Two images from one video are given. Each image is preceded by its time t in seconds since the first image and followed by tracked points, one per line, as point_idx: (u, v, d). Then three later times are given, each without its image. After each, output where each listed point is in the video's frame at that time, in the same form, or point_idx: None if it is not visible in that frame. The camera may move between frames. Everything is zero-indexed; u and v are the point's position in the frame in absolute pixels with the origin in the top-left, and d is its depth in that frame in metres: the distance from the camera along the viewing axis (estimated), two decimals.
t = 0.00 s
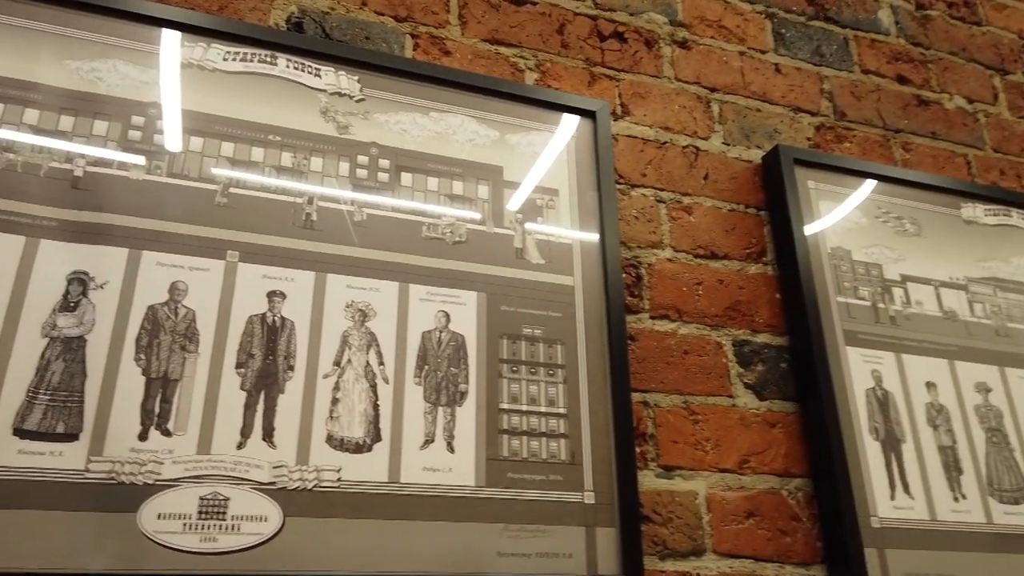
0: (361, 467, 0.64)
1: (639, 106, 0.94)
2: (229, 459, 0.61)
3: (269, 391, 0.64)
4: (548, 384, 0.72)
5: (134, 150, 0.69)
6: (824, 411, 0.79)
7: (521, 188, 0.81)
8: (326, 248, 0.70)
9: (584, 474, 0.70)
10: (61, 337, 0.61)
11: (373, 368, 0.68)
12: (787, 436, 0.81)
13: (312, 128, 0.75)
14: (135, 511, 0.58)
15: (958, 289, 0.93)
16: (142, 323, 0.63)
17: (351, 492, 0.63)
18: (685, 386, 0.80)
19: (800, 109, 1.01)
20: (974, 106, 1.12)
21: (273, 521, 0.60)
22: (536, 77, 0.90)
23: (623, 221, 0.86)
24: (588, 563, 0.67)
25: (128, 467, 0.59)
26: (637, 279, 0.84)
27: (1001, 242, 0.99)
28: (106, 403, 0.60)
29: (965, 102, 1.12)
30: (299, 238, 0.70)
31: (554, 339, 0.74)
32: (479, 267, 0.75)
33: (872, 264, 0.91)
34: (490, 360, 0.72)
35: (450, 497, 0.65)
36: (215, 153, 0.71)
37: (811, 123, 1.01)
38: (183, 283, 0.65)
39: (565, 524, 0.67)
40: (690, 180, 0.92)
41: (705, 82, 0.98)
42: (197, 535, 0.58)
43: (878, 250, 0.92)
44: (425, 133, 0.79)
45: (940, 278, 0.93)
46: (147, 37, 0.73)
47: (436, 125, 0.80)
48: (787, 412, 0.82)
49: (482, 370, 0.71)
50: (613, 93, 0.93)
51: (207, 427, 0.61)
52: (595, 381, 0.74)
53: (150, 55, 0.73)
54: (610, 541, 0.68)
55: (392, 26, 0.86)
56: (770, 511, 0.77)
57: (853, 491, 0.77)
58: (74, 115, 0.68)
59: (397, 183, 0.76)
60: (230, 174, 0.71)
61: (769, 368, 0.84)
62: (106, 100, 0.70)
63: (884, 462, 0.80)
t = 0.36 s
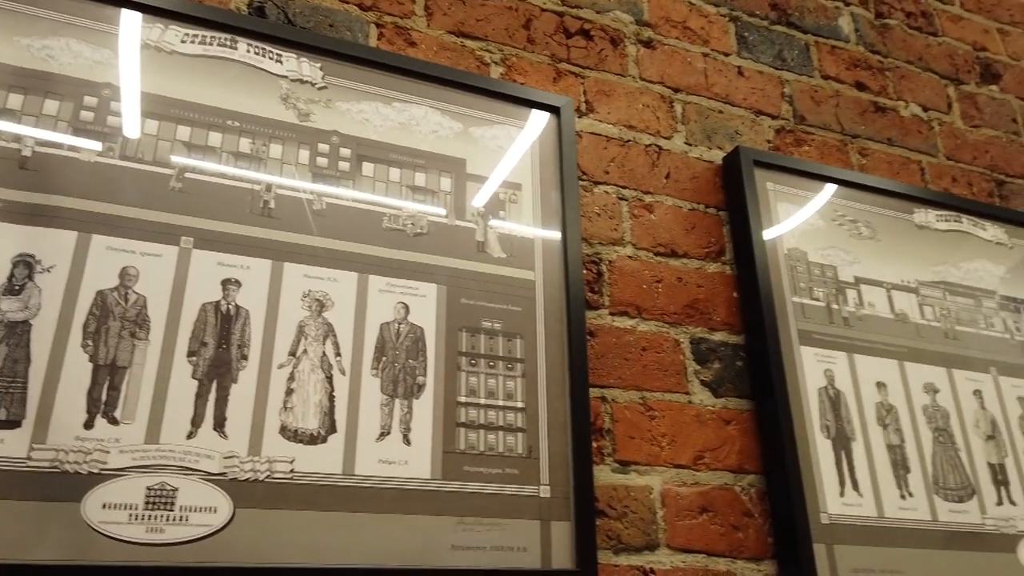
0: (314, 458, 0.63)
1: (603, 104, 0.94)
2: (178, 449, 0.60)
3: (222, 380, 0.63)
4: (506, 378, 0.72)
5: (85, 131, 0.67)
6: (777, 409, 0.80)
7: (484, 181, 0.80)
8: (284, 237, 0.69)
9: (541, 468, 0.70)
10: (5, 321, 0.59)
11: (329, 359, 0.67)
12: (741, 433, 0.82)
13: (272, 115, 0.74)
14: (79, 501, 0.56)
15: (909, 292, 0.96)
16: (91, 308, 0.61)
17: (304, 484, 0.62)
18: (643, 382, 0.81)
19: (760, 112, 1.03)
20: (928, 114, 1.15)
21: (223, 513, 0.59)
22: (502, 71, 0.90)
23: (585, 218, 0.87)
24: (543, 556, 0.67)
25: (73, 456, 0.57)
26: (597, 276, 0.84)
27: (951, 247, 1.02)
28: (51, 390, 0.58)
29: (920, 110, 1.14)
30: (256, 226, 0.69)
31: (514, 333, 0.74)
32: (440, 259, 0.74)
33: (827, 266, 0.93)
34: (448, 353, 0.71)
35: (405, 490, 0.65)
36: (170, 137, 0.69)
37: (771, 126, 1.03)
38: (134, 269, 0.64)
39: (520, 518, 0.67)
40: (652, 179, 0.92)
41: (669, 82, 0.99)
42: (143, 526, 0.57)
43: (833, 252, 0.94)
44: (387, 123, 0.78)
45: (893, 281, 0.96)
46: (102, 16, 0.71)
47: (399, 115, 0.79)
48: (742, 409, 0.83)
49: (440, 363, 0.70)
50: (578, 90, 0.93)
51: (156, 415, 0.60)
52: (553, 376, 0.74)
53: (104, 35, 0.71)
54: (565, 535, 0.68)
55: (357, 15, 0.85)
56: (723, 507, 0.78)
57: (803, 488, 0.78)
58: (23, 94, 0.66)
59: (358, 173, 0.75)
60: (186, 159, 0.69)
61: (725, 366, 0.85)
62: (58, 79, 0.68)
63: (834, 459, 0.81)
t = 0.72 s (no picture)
0: (258, 450, 0.62)
1: (564, 99, 0.94)
2: (117, 439, 0.58)
3: (164, 369, 0.61)
4: (458, 371, 0.72)
5: (26, 110, 0.65)
6: (728, 406, 0.81)
7: (442, 173, 0.80)
8: (233, 224, 0.68)
9: (491, 461, 0.70)
10: None
11: (277, 350, 0.66)
12: (692, 429, 0.83)
13: (223, 99, 0.72)
14: (10, 491, 0.54)
15: (860, 293, 0.97)
16: (28, 293, 0.60)
17: (247, 476, 0.61)
18: (596, 377, 0.81)
19: (719, 111, 1.04)
20: (883, 118, 1.17)
21: (162, 505, 0.58)
22: (462, 62, 0.89)
23: (542, 212, 0.87)
24: (490, 550, 0.66)
25: (5, 445, 0.55)
26: (553, 270, 0.84)
27: (901, 249, 1.04)
28: None
29: (875, 114, 1.17)
30: (204, 212, 0.67)
31: (467, 326, 0.74)
32: (394, 250, 0.73)
33: (781, 265, 0.94)
34: (400, 345, 0.70)
35: (352, 483, 0.64)
36: (116, 118, 0.68)
37: (729, 125, 1.04)
38: (74, 253, 0.62)
39: (468, 511, 0.67)
40: (611, 175, 0.93)
41: (630, 79, 0.99)
42: (77, 517, 0.55)
43: (787, 252, 0.95)
44: (343, 111, 0.77)
45: (844, 281, 0.97)
46: None
47: (356, 104, 0.78)
48: (693, 405, 0.84)
49: (391, 356, 0.70)
50: (539, 84, 0.93)
51: (94, 404, 0.58)
52: (506, 370, 0.74)
53: (49, 12, 0.69)
54: (513, 529, 0.68)
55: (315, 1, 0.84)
56: (672, 502, 0.79)
57: (751, 484, 0.79)
58: None
59: (312, 161, 0.74)
60: (132, 141, 0.67)
61: (678, 362, 0.86)
62: None
63: (782, 456, 0.82)
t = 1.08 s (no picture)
0: (196, 438, 0.61)
1: (520, 91, 0.94)
2: (48, 425, 0.57)
3: (100, 354, 0.60)
4: (405, 361, 0.71)
5: None
6: (674, 400, 0.82)
7: (391, 162, 0.79)
8: (175, 209, 0.67)
9: (435, 452, 0.69)
10: None
11: (218, 337, 0.65)
12: (639, 422, 0.84)
13: (168, 82, 0.71)
14: None
15: (807, 291, 0.99)
16: None
17: (184, 465, 0.60)
18: (546, 369, 0.81)
19: (675, 109, 1.05)
20: (835, 120, 1.19)
21: (94, 493, 0.57)
22: (417, 52, 0.89)
23: (496, 205, 0.87)
24: (432, 541, 0.66)
25: None
26: (505, 263, 0.84)
27: (849, 249, 1.06)
28: None
29: (827, 115, 1.19)
30: (145, 196, 0.66)
31: (416, 316, 0.73)
32: (342, 239, 0.73)
33: (730, 262, 0.95)
34: (346, 335, 0.70)
35: (292, 472, 0.63)
36: (56, 98, 0.66)
37: (684, 123, 1.05)
38: (7, 235, 0.60)
39: (411, 502, 0.67)
40: (565, 169, 0.93)
41: (586, 74, 1.00)
42: (4, 505, 0.54)
43: (737, 249, 0.97)
44: (293, 98, 0.76)
45: (792, 279, 0.99)
46: None
47: (306, 90, 0.77)
48: (641, 399, 0.85)
49: (337, 345, 0.69)
50: (495, 76, 0.93)
51: (25, 390, 0.57)
52: (454, 361, 0.73)
53: None
54: (456, 520, 0.68)
55: None
56: (617, 494, 0.79)
57: (695, 476, 0.80)
58: None
59: (259, 147, 0.73)
60: (71, 122, 0.66)
61: (627, 356, 0.86)
62: None
63: (726, 449, 0.84)
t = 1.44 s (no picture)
0: (146, 427, 0.61)
1: (485, 85, 0.94)
2: None
3: (48, 342, 0.59)
4: (362, 352, 0.71)
5: None
6: (632, 393, 0.83)
7: (352, 153, 0.79)
8: (129, 196, 0.66)
9: (391, 444, 0.70)
10: None
11: (171, 326, 0.64)
12: (597, 415, 0.85)
13: (124, 67, 0.70)
14: None
15: (766, 288, 1.01)
16: None
17: (133, 454, 0.59)
18: (505, 362, 0.82)
19: (639, 106, 1.06)
20: (798, 120, 1.21)
21: (39, 481, 0.56)
22: (382, 43, 0.89)
23: (458, 197, 0.87)
24: (386, 532, 0.67)
25: None
26: (467, 256, 0.84)
27: (808, 247, 1.07)
28: None
29: (790, 115, 1.21)
30: (98, 182, 0.65)
31: (374, 308, 0.73)
32: (301, 229, 0.72)
33: (690, 258, 0.96)
34: (302, 326, 0.69)
35: (245, 462, 0.63)
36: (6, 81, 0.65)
37: (649, 120, 1.06)
38: None
39: (365, 493, 0.67)
40: (529, 163, 0.93)
41: (552, 69, 1.00)
42: None
43: (697, 246, 0.98)
44: (252, 86, 0.75)
45: (751, 276, 1.00)
46: None
47: (266, 78, 0.76)
48: (600, 392, 0.86)
49: (292, 335, 0.69)
50: (460, 69, 0.93)
51: None
52: (411, 353, 0.73)
53: None
54: (411, 511, 0.68)
55: None
56: (573, 486, 0.80)
57: (650, 469, 0.81)
58: None
59: (217, 134, 0.72)
60: (23, 105, 0.65)
61: (587, 350, 0.87)
62: None
63: (682, 442, 0.85)
